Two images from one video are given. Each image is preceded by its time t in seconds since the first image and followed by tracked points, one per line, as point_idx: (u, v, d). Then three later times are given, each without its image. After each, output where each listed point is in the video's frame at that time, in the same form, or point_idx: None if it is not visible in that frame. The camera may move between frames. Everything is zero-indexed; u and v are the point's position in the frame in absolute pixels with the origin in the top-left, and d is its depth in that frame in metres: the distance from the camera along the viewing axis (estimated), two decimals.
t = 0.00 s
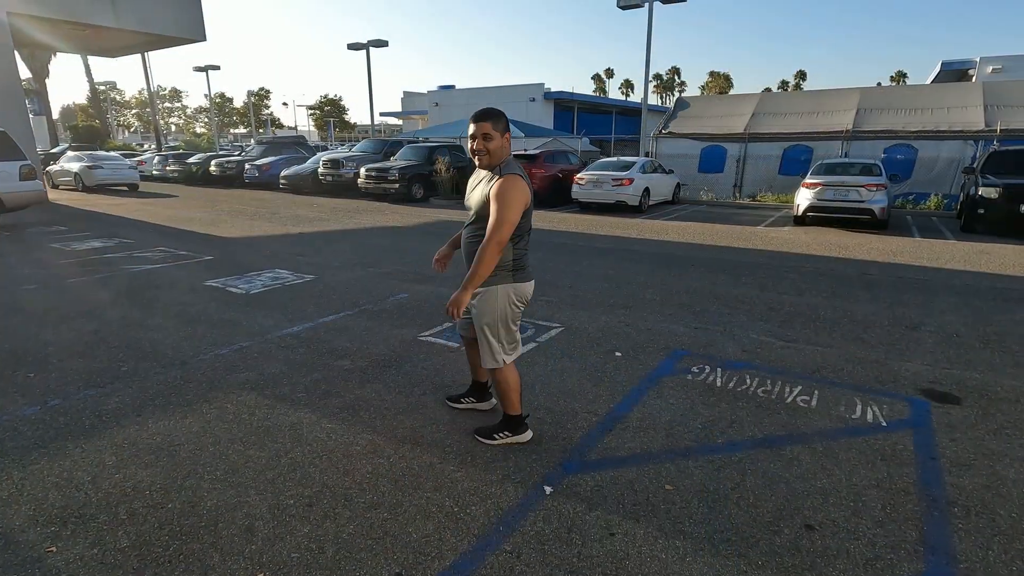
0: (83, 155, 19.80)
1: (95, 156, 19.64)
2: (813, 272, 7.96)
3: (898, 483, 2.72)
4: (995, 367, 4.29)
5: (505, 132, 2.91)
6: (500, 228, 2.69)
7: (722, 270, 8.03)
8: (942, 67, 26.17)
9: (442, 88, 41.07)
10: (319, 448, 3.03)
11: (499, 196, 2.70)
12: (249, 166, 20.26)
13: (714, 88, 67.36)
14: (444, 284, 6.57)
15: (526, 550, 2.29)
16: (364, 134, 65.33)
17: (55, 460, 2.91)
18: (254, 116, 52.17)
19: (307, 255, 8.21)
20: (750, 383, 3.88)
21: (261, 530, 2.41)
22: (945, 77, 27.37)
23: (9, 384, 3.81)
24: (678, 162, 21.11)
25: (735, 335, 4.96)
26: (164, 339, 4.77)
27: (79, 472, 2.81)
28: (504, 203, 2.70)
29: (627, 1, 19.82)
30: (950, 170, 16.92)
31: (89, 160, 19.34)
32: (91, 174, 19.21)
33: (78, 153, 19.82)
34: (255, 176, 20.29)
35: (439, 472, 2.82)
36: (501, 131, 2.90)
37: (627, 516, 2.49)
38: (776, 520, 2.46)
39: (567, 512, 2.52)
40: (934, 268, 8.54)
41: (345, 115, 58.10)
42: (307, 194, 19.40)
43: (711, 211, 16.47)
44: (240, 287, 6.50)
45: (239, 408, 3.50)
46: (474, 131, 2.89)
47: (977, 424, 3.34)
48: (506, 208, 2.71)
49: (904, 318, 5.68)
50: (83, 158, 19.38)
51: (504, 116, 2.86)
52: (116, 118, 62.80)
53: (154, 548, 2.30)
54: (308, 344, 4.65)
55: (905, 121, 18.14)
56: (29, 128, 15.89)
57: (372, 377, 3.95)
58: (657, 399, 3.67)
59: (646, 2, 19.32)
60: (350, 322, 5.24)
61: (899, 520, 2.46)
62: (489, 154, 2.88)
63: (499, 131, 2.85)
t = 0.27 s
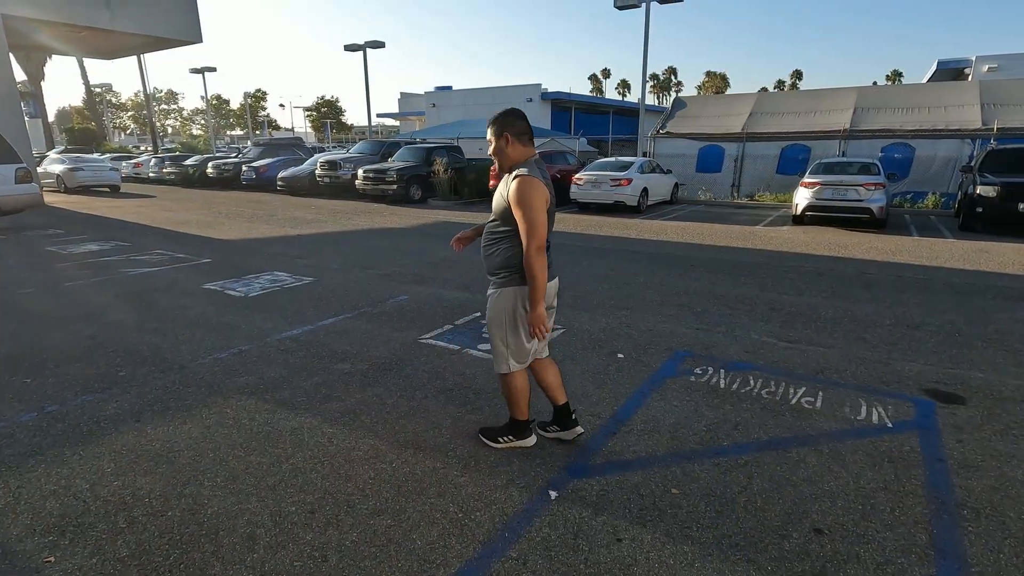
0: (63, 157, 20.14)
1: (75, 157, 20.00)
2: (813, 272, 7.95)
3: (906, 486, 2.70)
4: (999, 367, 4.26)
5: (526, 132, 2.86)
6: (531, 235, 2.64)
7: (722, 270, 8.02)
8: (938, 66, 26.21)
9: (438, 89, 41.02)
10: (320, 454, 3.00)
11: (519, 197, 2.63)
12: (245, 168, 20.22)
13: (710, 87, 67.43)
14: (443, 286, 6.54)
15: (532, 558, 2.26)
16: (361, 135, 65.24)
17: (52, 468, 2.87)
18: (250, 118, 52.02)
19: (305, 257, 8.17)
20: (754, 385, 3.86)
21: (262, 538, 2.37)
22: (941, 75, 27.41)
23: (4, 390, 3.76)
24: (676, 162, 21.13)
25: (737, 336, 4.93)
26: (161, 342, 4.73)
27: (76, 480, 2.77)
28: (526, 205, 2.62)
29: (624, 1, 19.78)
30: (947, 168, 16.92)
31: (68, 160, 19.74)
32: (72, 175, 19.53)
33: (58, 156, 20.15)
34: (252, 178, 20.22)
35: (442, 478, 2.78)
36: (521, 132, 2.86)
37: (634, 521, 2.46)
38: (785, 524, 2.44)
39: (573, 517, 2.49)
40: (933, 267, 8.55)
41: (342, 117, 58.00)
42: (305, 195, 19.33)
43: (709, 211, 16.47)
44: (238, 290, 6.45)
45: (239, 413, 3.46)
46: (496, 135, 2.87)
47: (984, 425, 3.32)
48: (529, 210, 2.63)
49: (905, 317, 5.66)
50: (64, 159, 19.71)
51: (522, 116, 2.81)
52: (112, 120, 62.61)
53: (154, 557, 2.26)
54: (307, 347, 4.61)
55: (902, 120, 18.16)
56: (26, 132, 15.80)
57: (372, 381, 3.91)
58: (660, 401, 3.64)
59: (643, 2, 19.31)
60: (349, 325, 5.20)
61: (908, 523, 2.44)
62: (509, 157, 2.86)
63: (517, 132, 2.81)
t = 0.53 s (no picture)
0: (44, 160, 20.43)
1: (58, 159, 20.30)
2: (820, 272, 7.87)
3: (934, 493, 2.63)
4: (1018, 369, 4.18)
5: (543, 137, 2.84)
6: (525, 229, 2.62)
7: (728, 270, 7.94)
8: (938, 65, 26.18)
9: (437, 90, 40.92)
10: (331, 463, 2.92)
11: (527, 194, 2.63)
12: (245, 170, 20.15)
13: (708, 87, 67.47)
14: (448, 288, 6.46)
15: (554, 571, 2.18)
16: (359, 135, 65.17)
17: (57, 477, 2.79)
18: (247, 118, 51.85)
19: (306, 259, 8.07)
20: (769, 387, 3.79)
21: (275, 551, 2.29)
22: (942, 73, 27.36)
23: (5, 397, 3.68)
24: (677, 162, 21.08)
25: (748, 338, 4.87)
26: (165, 347, 4.65)
27: (83, 489, 2.70)
28: (531, 202, 2.61)
29: None
30: (949, 167, 16.88)
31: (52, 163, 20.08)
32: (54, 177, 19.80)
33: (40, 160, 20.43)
34: (251, 180, 20.12)
35: (457, 486, 2.70)
36: (539, 138, 2.85)
37: (658, 532, 2.39)
38: (814, 534, 2.37)
39: (594, 528, 2.42)
40: (941, 265, 8.48)
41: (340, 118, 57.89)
42: (304, 196, 19.23)
43: (710, 210, 16.39)
44: (240, 293, 6.37)
45: (246, 419, 3.38)
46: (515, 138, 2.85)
47: (1010, 430, 3.23)
48: (532, 208, 2.62)
49: (917, 317, 5.60)
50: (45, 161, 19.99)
51: (538, 122, 2.80)
52: (110, 121, 62.58)
53: (163, 573, 2.18)
54: (313, 351, 4.52)
55: (903, 119, 18.11)
56: (24, 133, 15.71)
57: (381, 386, 3.83)
58: (674, 405, 3.57)
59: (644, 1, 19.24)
60: (354, 328, 5.12)
61: (940, 532, 2.37)
62: (529, 164, 2.86)
63: (533, 138, 2.80)
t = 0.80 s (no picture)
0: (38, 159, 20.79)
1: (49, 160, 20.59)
2: (827, 272, 7.82)
3: (961, 501, 2.57)
4: None
5: (550, 141, 2.84)
6: (526, 222, 2.63)
7: (735, 270, 7.89)
8: (940, 64, 26.13)
9: (437, 90, 40.83)
10: (344, 470, 2.86)
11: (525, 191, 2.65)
12: (246, 171, 20.11)
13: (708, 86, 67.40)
14: (455, 290, 6.41)
15: None
16: (359, 135, 65.14)
17: (65, 485, 2.74)
18: (248, 119, 51.82)
19: (310, 261, 8.02)
20: (785, 391, 3.73)
21: (289, 562, 2.24)
22: (943, 72, 27.29)
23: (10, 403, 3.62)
24: (679, 161, 21.04)
25: (760, 339, 4.81)
26: (171, 351, 4.60)
27: (91, 498, 2.64)
28: (532, 196, 2.62)
29: None
30: (953, 167, 16.82)
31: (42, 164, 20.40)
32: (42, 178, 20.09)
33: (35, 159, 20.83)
34: (252, 181, 20.03)
35: (473, 494, 2.65)
36: (546, 141, 2.85)
37: (680, 541, 2.34)
38: (840, 543, 2.31)
39: (615, 537, 2.36)
40: (949, 266, 8.42)
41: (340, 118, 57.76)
42: (305, 197, 19.18)
43: (713, 211, 16.33)
44: (245, 295, 6.30)
45: (255, 425, 3.32)
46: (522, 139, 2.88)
47: None
48: (529, 207, 2.64)
49: (929, 319, 5.54)
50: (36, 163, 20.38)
51: (546, 125, 2.80)
52: (110, 122, 62.55)
53: None
54: (321, 355, 4.47)
55: (906, 119, 18.05)
56: (24, 134, 15.61)
57: (391, 390, 3.79)
58: (690, 409, 3.52)
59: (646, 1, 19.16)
60: (361, 330, 5.06)
61: (970, 540, 2.32)
62: (533, 165, 2.88)
63: (540, 141, 2.82)
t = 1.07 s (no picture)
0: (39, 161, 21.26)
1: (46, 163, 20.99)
2: (834, 272, 7.77)
3: (983, 505, 2.52)
4: None
5: (536, 135, 2.99)
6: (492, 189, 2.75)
7: (741, 271, 7.84)
8: (942, 64, 26.08)
9: (438, 90, 40.82)
10: (353, 475, 2.81)
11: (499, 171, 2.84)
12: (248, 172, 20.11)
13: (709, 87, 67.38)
14: (460, 291, 6.37)
15: None
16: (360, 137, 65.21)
17: (70, 491, 2.70)
18: (249, 121, 51.91)
19: (314, 263, 7.98)
20: (798, 393, 3.68)
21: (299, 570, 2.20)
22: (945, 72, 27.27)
23: (14, 407, 3.58)
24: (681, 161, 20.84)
25: (771, 341, 4.76)
26: (176, 353, 4.55)
27: (97, 503, 2.60)
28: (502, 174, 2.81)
29: None
30: (957, 167, 16.73)
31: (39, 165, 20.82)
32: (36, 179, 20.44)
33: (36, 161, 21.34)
34: (254, 182, 20.01)
35: (485, 500, 2.60)
36: (531, 136, 2.99)
37: (697, 547, 2.29)
38: (862, 549, 2.26)
39: (631, 543, 2.31)
40: (956, 266, 8.36)
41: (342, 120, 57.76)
42: (307, 198, 19.17)
43: (716, 211, 16.29)
44: (249, 297, 6.27)
45: (261, 429, 3.28)
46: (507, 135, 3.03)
47: None
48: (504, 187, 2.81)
49: (940, 319, 5.49)
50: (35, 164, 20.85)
51: (532, 120, 2.92)
52: (111, 124, 62.66)
53: None
54: (328, 357, 4.43)
55: (909, 119, 18.00)
56: (27, 136, 15.58)
57: (399, 393, 3.74)
58: (702, 411, 3.47)
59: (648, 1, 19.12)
60: (366, 332, 5.02)
61: (994, 546, 2.27)
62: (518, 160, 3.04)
63: (526, 135, 2.95)
